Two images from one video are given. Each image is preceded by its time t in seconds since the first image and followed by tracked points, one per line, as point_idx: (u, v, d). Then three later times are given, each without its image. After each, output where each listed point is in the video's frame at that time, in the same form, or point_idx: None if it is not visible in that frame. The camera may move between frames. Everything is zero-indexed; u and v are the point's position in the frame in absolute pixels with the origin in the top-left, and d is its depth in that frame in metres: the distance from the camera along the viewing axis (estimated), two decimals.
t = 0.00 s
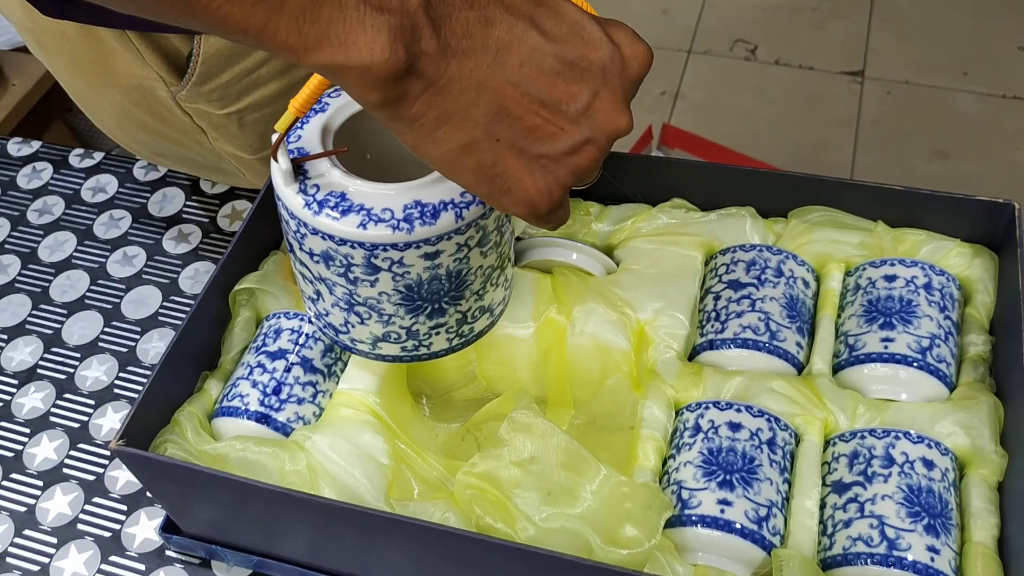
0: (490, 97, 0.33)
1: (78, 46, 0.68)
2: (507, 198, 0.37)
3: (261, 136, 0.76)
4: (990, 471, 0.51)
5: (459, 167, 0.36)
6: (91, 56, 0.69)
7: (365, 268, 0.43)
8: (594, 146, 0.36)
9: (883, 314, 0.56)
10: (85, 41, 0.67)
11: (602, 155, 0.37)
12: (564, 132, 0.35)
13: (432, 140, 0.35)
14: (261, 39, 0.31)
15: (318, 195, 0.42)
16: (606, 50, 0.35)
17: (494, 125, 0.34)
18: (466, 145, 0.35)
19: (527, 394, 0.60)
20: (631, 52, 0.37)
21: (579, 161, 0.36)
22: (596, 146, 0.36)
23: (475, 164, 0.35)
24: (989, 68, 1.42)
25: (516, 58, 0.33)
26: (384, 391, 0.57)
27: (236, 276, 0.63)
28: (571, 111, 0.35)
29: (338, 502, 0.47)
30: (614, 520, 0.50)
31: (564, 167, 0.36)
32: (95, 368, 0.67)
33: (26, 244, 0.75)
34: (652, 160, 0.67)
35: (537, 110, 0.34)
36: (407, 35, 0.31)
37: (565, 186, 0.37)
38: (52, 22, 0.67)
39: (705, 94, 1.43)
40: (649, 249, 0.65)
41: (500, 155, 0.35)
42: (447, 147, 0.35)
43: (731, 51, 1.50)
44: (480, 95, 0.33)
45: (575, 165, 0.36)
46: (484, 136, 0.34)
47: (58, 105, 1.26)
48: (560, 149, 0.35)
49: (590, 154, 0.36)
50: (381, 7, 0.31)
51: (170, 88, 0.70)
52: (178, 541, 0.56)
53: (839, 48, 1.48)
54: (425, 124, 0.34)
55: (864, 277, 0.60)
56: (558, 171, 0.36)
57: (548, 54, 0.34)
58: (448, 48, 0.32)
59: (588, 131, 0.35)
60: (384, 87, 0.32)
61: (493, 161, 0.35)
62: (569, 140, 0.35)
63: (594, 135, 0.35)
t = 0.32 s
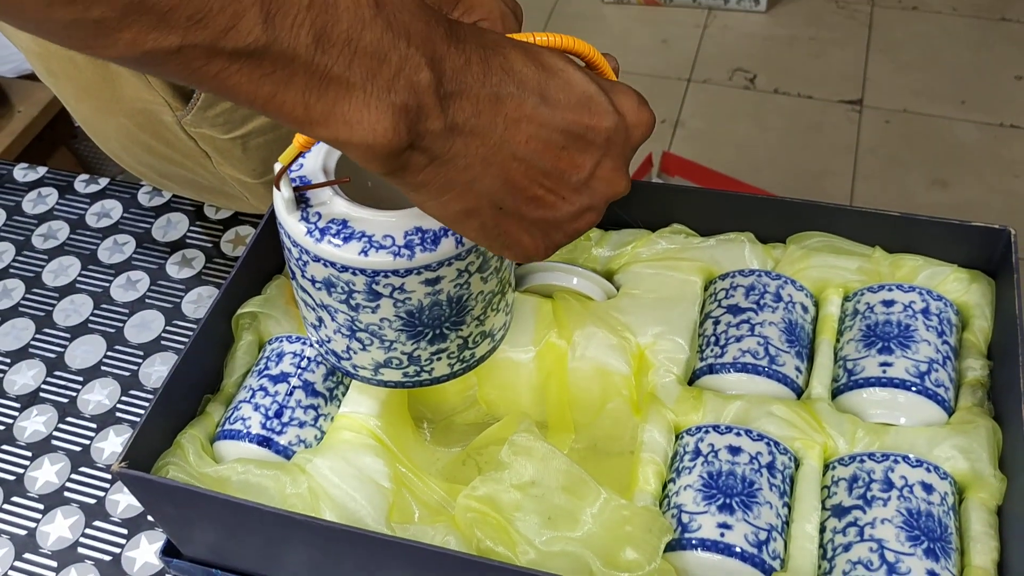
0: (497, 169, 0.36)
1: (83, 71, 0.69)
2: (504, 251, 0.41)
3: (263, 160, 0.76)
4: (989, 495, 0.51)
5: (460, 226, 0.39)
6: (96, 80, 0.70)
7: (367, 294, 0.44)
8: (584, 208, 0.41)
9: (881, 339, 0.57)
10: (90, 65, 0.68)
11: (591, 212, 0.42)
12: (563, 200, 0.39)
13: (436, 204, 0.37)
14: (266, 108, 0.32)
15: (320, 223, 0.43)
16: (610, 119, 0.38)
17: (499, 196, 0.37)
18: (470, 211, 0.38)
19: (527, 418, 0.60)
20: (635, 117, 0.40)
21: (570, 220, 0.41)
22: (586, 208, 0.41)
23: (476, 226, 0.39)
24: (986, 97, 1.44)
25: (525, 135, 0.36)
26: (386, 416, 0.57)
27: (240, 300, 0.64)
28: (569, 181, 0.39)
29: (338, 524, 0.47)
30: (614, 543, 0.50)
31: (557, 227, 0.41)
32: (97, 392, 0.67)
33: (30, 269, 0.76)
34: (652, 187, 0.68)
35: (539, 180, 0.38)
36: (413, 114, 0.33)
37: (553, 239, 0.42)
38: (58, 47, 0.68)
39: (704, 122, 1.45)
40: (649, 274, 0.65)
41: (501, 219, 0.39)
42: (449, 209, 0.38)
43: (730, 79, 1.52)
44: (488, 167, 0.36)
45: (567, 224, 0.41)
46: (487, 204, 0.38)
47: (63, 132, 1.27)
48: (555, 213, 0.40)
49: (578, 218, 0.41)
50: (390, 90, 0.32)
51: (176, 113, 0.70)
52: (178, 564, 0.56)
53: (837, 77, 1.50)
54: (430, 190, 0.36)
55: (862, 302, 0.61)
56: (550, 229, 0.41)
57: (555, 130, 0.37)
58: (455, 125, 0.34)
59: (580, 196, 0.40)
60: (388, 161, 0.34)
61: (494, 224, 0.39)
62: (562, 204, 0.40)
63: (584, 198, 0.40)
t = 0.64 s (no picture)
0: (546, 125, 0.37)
1: (87, 81, 0.69)
2: (548, 229, 0.40)
3: (264, 171, 0.77)
4: (988, 505, 0.51)
5: (510, 197, 0.38)
6: (100, 91, 0.70)
7: (368, 309, 0.44)
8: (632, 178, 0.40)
9: (880, 349, 0.57)
10: (95, 75, 0.69)
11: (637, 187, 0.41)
12: (607, 163, 0.39)
13: (486, 169, 0.37)
14: (327, 60, 0.31)
15: (322, 239, 0.43)
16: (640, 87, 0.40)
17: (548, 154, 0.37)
18: (521, 174, 0.37)
19: (528, 428, 0.60)
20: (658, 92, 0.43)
21: (619, 193, 0.40)
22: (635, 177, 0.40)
23: (526, 195, 0.38)
24: (985, 109, 1.45)
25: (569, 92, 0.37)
26: (387, 426, 0.57)
27: (241, 311, 0.64)
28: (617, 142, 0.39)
29: (339, 535, 0.47)
30: (614, 553, 0.50)
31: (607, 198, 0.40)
32: (98, 403, 0.67)
33: (32, 279, 0.76)
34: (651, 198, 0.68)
35: (587, 139, 0.38)
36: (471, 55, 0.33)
37: (604, 216, 0.41)
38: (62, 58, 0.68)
39: (704, 133, 1.46)
40: (648, 285, 0.66)
41: (552, 186, 0.38)
42: (502, 173, 0.37)
43: (730, 91, 1.52)
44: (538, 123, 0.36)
45: (614, 199, 0.41)
46: (539, 165, 0.37)
47: (65, 143, 1.27)
48: (606, 180, 0.39)
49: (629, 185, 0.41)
50: (447, 25, 0.32)
51: (177, 125, 0.71)
52: None
53: (836, 88, 1.51)
54: (482, 151, 0.36)
55: (861, 313, 0.61)
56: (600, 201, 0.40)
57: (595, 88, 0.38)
58: (506, 72, 0.35)
59: (629, 162, 0.40)
60: (448, 105, 0.33)
61: (545, 192, 0.38)
62: (610, 169, 0.39)
63: (632, 167, 0.40)
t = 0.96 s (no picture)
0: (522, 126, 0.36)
1: (87, 87, 0.69)
2: (511, 229, 0.39)
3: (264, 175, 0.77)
4: (989, 510, 0.51)
5: (481, 196, 0.37)
6: (100, 95, 0.70)
7: (361, 312, 0.44)
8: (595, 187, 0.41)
9: (880, 354, 0.57)
10: (96, 81, 0.68)
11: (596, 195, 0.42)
12: (575, 167, 0.39)
13: (461, 167, 0.36)
14: (311, 46, 0.30)
15: (314, 242, 0.43)
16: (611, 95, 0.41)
17: (522, 155, 0.37)
18: (494, 173, 0.36)
19: (526, 433, 0.60)
20: (629, 104, 0.42)
21: (581, 198, 0.41)
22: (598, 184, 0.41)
23: (497, 194, 0.37)
24: (985, 114, 1.45)
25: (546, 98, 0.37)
26: (386, 431, 0.57)
27: (240, 315, 0.64)
28: (584, 149, 0.39)
29: (337, 540, 0.47)
30: (614, 559, 0.50)
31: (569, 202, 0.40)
32: (96, 408, 0.67)
33: (30, 284, 0.76)
34: (651, 203, 0.68)
35: (559, 144, 0.38)
36: (458, 49, 0.32)
37: (559, 219, 0.41)
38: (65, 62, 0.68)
39: (704, 138, 1.46)
40: (647, 289, 0.66)
41: (520, 188, 0.38)
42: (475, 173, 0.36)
43: (729, 96, 1.53)
44: (516, 123, 0.36)
45: (571, 207, 0.41)
46: (512, 165, 0.36)
47: (65, 148, 1.27)
48: (570, 186, 0.40)
49: (591, 194, 0.41)
50: (433, 17, 0.32)
51: (177, 130, 0.71)
52: None
53: (835, 93, 1.51)
54: (457, 145, 0.35)
55: (861, 317, 0.61)
56: (562, 205, 0.40)
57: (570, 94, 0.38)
58: (490, 68, 0.34)
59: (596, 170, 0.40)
60: (430, 99, 0.32)
61: (513, 195, 0.38)
62: (579, 175, 0.40)
63: (596, 175, 0.40)
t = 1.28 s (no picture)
0: (453, 121, 0.31)
1: (98, 85, 0.69)
2: (436, 214, 0.35)
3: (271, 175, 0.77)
4: (988, 511, 0.51)
5: (398, 177, 0.32)
6: (111, 94, 0.70)
7: (347, 310, 0.44)
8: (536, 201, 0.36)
9: (879, 355, 0.57)
10: (108, 79, 0.68)
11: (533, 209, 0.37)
12: (511, 163, 0.33)
13: (374, 141, 0.31)
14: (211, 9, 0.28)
15: (303, 238, 0.43)
16: (562, 84, 0.34)
17: (449, 147, 0.32)
18: (414, 159, 0.32)
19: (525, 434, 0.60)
20: (588, 96, 0.35)
21: (520, 209, 0.35)
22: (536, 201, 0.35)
23: (416, 177, 0.33)
24: (984, 114, 1.45)
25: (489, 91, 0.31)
26: (384, 433, 0.57)
27: (238, 317, 0.64)
28: (524, 146, 0.33)
29: (335, 542, 0.47)
30: (613, 560, 0.49)
31: (497, 206, 0.35)
32: (95, 410, 0.67)
33: (29, 286, 0.76)
34: (650, 203, 0.68)
35: (491, 136, 0.32)
36: (372, 25, 0.28)
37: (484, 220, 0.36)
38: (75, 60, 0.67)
39: (703, 139, 1.46)
40: (646, 290, 0.66)
41: (444, 177, 0.33)
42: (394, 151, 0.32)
43: (728, 97, 1.53)
44: (446, 110, 0.31)
45: (496, 209, 0.35)
46: (436, 153, 0.32)
47: (64, 150, 1.27)
48: (503, 184, 0.33)
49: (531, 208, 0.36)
50: None
51: (187, 129, 0.72)
52: None
53: (834, 94, 1.51)
54: (371, 124, 0.31)
55: (860, 318, 0.61)
56: (494, 210, 0.35)
57: (513, 76, 0.32)
58: (410, 45, 0.29)
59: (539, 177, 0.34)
60: (339, 74, 0.29)
61: (433, 185, 0.33)
62: (515, 171, 0.33)
63: (537, 174, 0.34)
